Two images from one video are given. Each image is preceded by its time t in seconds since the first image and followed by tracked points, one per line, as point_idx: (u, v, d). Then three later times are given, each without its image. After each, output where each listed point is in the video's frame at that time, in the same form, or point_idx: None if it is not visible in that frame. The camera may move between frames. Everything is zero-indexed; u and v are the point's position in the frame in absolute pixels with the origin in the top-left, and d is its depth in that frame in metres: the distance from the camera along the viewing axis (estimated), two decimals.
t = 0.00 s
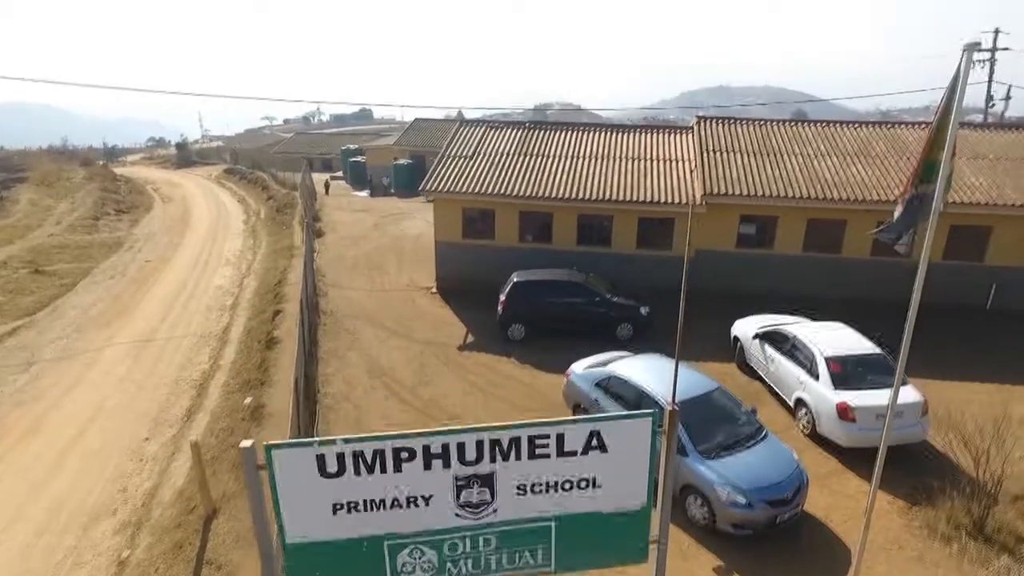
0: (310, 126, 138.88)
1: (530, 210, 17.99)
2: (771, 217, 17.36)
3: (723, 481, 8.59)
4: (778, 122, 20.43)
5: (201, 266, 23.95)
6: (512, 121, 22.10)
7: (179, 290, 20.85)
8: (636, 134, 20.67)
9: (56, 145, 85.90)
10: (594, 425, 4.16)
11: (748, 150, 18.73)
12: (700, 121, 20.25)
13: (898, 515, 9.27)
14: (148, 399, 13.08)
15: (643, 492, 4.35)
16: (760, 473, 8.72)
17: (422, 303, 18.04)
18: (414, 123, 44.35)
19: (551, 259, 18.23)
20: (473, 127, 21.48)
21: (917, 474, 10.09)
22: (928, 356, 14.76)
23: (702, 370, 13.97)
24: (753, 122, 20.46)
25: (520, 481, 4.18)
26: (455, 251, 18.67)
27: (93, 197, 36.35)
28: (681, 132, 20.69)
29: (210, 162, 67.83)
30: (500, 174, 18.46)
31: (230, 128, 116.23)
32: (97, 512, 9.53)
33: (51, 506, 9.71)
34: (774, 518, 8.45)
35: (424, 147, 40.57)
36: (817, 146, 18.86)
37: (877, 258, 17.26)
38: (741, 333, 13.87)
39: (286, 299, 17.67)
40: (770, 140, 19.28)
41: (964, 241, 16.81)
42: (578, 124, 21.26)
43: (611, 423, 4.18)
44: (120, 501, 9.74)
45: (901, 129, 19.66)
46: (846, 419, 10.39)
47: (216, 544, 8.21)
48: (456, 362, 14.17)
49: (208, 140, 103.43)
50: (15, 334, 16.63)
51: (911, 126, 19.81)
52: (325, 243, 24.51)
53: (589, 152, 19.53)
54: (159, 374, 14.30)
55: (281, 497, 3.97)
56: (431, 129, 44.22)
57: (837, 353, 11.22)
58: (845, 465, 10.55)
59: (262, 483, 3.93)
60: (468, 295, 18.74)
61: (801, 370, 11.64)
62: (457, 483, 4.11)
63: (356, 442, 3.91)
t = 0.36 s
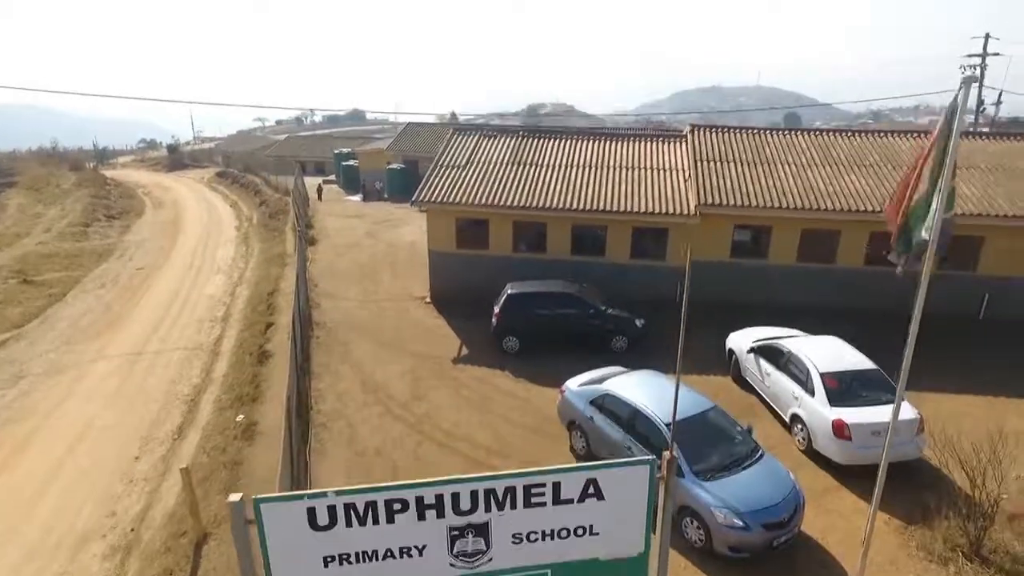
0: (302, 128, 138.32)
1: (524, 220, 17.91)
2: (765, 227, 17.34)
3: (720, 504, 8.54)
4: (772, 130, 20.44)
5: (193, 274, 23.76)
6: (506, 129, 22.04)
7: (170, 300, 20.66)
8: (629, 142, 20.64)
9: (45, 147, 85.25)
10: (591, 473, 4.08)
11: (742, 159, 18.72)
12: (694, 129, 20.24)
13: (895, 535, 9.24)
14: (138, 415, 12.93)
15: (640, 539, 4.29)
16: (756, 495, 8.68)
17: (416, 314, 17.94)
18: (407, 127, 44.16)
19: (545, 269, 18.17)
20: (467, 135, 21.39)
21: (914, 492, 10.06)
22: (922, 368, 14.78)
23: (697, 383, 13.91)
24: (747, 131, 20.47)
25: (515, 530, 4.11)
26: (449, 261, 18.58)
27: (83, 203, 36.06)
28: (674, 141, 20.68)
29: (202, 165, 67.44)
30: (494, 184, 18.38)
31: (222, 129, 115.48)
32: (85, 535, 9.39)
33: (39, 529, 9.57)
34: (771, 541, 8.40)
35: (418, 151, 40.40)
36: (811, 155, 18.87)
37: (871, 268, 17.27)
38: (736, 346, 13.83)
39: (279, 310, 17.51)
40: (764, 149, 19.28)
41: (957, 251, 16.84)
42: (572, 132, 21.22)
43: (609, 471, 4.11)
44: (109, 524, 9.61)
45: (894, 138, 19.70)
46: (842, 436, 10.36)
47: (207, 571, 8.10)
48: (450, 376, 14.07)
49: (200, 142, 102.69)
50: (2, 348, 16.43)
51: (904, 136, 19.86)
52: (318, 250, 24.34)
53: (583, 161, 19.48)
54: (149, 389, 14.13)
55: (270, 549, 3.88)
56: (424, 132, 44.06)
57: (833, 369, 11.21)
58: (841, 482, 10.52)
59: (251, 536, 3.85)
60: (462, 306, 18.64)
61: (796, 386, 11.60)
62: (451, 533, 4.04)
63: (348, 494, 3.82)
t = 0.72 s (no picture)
0: (293, 129, 137.57)
1: (516, 230, 17.77)
2: (758, 237, 17.25)
3: (715, 529, 8.42)
4: (764, 138, 20.39)
5: (180, 283, 23.48)
6: (497, 138, 21.88)
7: (157, 311, 20.39)
8: (621, 151, 20.56)
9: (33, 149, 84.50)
10: (586, 530, 4.03)
11: (734, 168, 18.65)
12: (686, 138, 20.18)
13: (891, 556, 9.17)
14: (123, 435, 12.70)
15: None
16: (752, 519, 8.58)
17: (407, 325, 17.76)
18: (398, 130, 43.84)
19: (538, 280, 18.03)
20: (458, 144, 21.24)
21: (909, 511, 9.99)
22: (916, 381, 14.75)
23: (691, 398, 13.79)
24: (739, 139, 20.41)
25: None
26: (440, 272, 18.40)
27: (70, 209, 35.65)
28: (667, 149, 20.60)
29: (191, 167, 66.98)
30: (486, 194, 18.23)
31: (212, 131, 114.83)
32: (67, 565, 9.20)
33: (19, 560, 9.36)
34: (766, 567, 8.30)
35: (409, 155, 40.09)
36: (803, 164, 18.82)
37: (863, 277, 17.24)
38: (730, 360, 13.73)
39: (267, 323, 17.29)
40: (757, 158, 19.21)
41: (949, 261, 16.84)
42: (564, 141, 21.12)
43: (604, 528, 4.06)
44: (91, 553, 9.41)
45: (885, 146, 19.69)
46: (838, 455, 10.26)
47: None
48: (441, 392, 13.89)
49: (190, 143, 101.92)
50: None
51: (896, 144, 19.85)
52: (308, 259, 24.08)
53: (575, 170, 19.37)
54: (135, 406, 13.89)
55: None
56: (416, 135, 43.79)
57: (828, 386, 11.11)
58: (836, 502, 10.44)
59: None
60: (453, 316, 18.47)
61: (791, 403, 11.51)
62: None
63: (332, 556, 3.71)
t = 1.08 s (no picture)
0: (278, 130, 136.37)
1: (502, 240, 17.55)
2: (745, 246, 17.17)
3: (707, 555, 8.29)
4: (750, 146, 20.37)
5: (161, 293, 23.01)
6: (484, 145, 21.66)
7: (136, 323, 19.93)
8: (608, 158, 20.44)
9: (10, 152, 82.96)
10: None
11: (721, 176, 18.57)
12: (673, 146, 20.10)
13: None
14: (99, 457, 12.33)
15: None
16: (744, 544, 8.47)
17: (392, 337, 17.49)
18: (383, 133, 43.41)
19: (525, 290, 17.83)
20: (443, 152, 21.01)
21: (901, 529, 9.88)
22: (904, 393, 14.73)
23: (681, 413, 13.64)
24: (725, 146, 20.37)
25: None
26: (426, 282, 18.14)
27: (47, 216, 34.93)
28: (654, 157, 20.51)
29: (173, 170, 66.01)
30: (472, 204, 18.01)
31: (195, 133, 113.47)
32: None
33: None
34: None
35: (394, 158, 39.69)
36: (789, 172, 18.79)
37: (850, 286, 17.22)
38: (719, 373, 13.61)
39: (249, 336, 16.92)
40: (744, 165, 19.14)
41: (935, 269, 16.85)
42: (550, 149, 20.96)
43: None
44: None
45: (871, 153, 19.73)
46: (828, 473, 10.17)
47: None
48: (427, 409, 13.63)
49: (173, 145, 100.69)
50: None
51: (881, 151, 19.90)
52: (291, 267, 23.68)
53: (561, 178, 19.20)
54: (112, 425, 13.51)
55: None
56: (401, 138, 43.39)
57: (818, 402, 11.03)
58: (828, 519, 10.33)
59: None
60: (439, 327, 18.20)
61: (781, 419, 11.41)
62: None
63: None
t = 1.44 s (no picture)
0: (260, 131, 135.08)
1: (488, 249, 17.26)
2: (733, 254, 17.02)
3: None
4: (737, 152, 20.26)
5: (138, 304, 22.45)
6: (469, 152, 21.36)
7: (112, 336, 19.39)
8: (595, 165, 20.23)
9: None
10: None
11: (709, 183, 18.42)
12: (660, 152, 19.94)
13: None
14: (71, 482, 11.88)
15: None
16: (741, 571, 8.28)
17: (377, 350, 17.13)
18: (367, 136, 42.90)
19: (511, 300, 17.56)
20: (427, 159, 20.69)
21: (896, 548, 9.72)
22: (893, 404, 14.70)
23: (671, 427, 13.45)
24: (712, 152, 20.23)
25: None
26: (411, 292, 17.80)
27: (21, 223, 34.10)
28: (640, 163, 20.34)
29: (153, 173, 64.91)
30: (457, 212, 17.70)
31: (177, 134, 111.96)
32: None
33: None
34: None
35: (378, 162, 39.19)
36: (777, 178, 18.69)
37: (838, 294, 17.12)
38: (710, 385, 13.44)
39: (229, 350, 16.48)
40: (731, 172, 19.00)
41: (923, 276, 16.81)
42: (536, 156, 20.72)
43: None
44: None
45: (857, 159, 19.70)
46: (822, 491, 10.01)
47: None
48: (413, 425, 13.32)
49: (153, 147, 99.14)
50: None
51: (868, 157, 19.87)
52: (273, 276, 23.21)
53: (547, 186, 18.95)
54: (85, 447, 13.04)
55: None
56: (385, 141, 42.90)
57: (810, 417, 10.88)
58: (822, 538, 10.16)
59: None
60: (425, 338, 17.87)
61: (773, 434, 11.25)
62: None
63: None
